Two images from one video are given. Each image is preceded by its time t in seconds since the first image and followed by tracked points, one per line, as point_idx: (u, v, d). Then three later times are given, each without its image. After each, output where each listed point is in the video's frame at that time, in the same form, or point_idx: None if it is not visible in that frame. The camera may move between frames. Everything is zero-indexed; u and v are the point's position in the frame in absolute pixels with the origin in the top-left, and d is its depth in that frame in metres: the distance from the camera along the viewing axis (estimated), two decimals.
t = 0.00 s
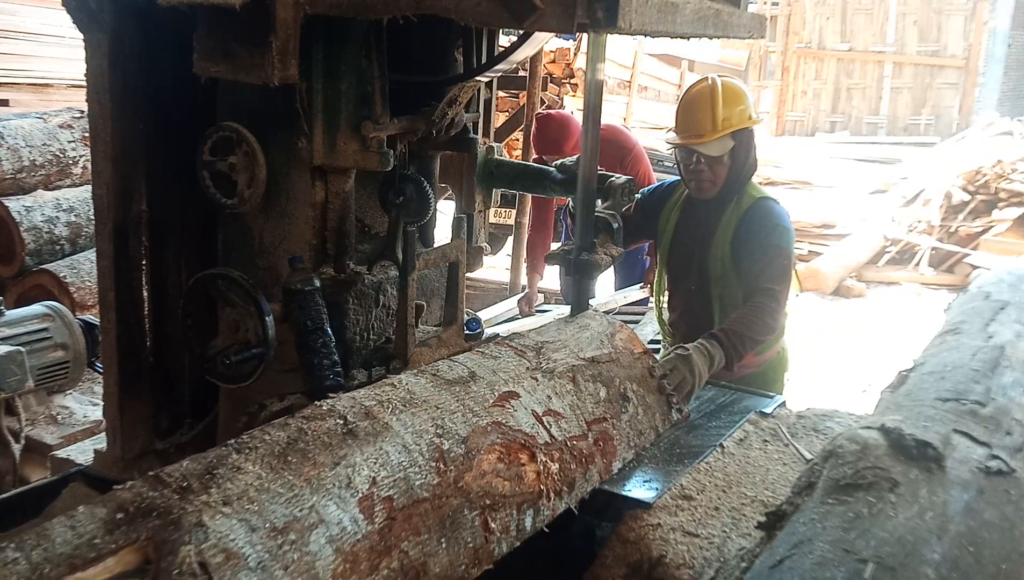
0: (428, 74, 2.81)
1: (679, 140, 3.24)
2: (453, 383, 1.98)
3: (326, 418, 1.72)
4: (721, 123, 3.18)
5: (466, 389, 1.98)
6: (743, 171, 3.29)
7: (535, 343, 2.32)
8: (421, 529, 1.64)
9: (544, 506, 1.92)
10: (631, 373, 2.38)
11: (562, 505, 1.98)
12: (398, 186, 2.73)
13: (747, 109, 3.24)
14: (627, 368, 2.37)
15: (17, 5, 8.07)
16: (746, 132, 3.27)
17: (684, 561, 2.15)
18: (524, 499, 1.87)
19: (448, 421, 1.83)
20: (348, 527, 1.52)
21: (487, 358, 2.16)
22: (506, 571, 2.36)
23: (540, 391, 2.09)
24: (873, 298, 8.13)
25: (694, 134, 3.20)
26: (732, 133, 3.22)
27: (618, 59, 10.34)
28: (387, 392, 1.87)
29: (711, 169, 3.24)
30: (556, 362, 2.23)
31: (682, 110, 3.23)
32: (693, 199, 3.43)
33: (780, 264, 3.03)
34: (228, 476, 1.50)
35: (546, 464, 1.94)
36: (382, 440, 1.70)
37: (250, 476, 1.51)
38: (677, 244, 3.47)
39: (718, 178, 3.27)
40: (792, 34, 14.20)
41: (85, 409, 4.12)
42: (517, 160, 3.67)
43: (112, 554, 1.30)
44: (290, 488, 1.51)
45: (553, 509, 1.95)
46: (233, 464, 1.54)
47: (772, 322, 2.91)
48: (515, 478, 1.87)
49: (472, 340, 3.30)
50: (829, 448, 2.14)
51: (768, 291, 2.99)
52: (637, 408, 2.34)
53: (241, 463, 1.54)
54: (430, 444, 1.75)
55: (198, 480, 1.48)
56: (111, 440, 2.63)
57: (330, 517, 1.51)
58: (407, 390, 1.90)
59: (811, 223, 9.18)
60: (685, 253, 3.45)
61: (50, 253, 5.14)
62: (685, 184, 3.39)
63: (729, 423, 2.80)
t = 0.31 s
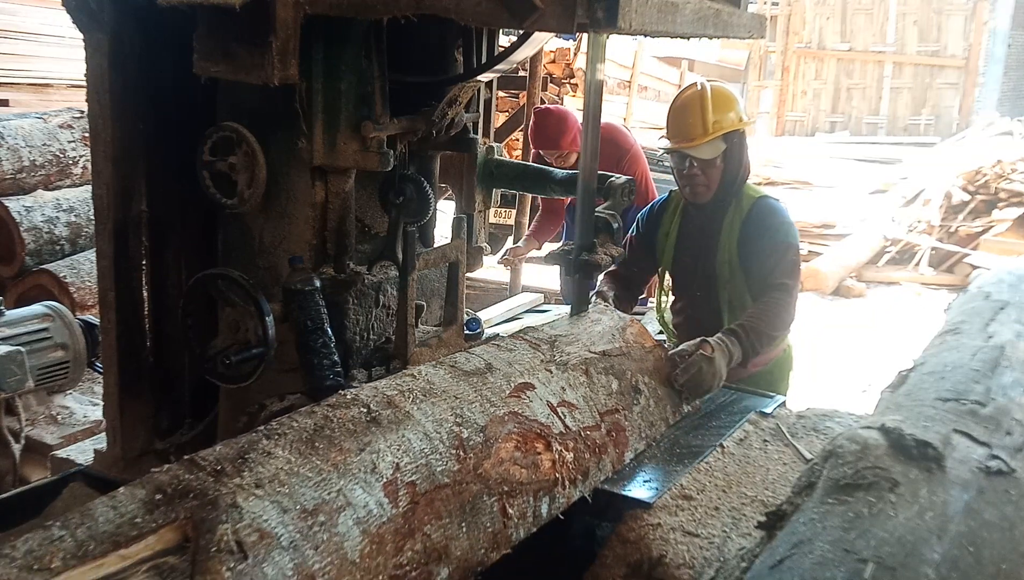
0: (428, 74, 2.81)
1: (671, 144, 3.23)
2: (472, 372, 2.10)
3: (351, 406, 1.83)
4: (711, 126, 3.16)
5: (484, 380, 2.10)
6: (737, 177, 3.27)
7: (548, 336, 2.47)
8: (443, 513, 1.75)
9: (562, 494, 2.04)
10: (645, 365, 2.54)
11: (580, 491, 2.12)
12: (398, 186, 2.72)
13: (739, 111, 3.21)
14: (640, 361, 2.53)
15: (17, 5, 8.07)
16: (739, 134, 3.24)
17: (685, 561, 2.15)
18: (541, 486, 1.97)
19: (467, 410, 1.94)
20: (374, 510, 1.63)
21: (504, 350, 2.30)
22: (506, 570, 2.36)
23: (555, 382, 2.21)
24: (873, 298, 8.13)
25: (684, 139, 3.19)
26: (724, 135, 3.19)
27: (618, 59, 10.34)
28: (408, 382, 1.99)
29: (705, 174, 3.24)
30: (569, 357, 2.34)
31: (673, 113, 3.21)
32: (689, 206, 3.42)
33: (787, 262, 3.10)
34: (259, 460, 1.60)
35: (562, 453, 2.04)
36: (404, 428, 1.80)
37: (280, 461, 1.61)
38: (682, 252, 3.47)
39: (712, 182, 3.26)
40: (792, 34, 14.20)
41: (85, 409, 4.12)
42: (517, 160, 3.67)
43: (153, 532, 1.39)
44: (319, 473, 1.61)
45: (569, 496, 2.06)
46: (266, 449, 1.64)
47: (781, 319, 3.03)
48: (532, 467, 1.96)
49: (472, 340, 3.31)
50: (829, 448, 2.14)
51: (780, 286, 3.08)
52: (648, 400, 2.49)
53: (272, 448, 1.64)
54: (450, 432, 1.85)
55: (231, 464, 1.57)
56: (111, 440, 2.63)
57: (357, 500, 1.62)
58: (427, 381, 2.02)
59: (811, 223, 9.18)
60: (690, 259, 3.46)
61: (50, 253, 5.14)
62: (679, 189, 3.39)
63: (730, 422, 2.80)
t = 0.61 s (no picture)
0: (428, 74, 2.81)
1: (666, 153, 3.23)
2: (492, 362, 2.22)
3: (378, 393, 1.93)
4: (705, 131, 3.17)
5: (504, 369, 2.21)
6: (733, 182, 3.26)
7: (565, 329, 2.59)
8: (467, 496, 1.86)
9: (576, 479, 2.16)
10: (659, 358, 2.70)
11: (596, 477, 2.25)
12: (398, 186, 2.72)
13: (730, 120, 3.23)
14: (653, 353, 2.69)
15: (17, 5, 8.07)
16: (731, 141, 3.26)
17: (685, 561, 2.15)
18: (558, 472, 2.09)
19: (488, 399, 2.06)
20: (403, 492, 1.73)
21: (521, 341, 2.41)
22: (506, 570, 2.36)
23: (572, 373, 2.34)
24: (873, 298, 8.12)
25: (679, 146, 3.19)
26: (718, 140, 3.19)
27: (618, 59, 10.34)
28: (432, 370, 2.11)
29: (700, 182, 3.24)
30: (585, 349, 2.49)
31: (666, 123, 3.22)
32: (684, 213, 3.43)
33: (781, 263, 3.08)
34: (293, 442, 1.70)
35: (577, 440, 2.18)
36: (429, 414, 1.91)
37: (314, 444, 1.71)
38: (684, 259, 3.47)
39: (707, 190, 3.26)
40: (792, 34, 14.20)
41: (85, 409, 4.12)
42: (518, 160, 3.67)
43: (198, 509, 1.50)
44: (350, 454, 1.72)
45: (585, 482, 2.18)
46: (298, 432, 1.74)
47: (775, 324, 3.02)
48: (551, 452, 2.10)
49: (472, 340, 3.31)
50: (829, 448, 2.14)
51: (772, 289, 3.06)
52: (661, 391, 2.61)
53: (305, 431, 1.74)
54: (472, 419, 1.97)
55: (268, 446, 1.67)
56: (111, 440, 2.63)
57: (386, 481, 1.72)
58: (449, 369, 2.13)
59: (811, 223, 9.18)
60: (692, 266, 3.46)
61: (50, 253, 5.14)
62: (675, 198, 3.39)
63: (729, 423, 2.79)
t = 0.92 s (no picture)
0: (428, 74, 2.81)
1: (664, 146, 3.23)
2: (512, 353, 2.29)
3: (405, 381, 1.99)
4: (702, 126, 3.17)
5: (524, 360, 2.30)
6: (731, 178, 3.26)
7: (580, 322, 2.70)
8: (492, 480, 1.93)
9: (593, 465, 2.25)
10: (671, 350, 2.78)
11: (609, 465, 2.33)
12: (398, 186, 2.72)
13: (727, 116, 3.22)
14: (665, 346, 2.77)
15: (17, 5, 8.08)
16: (728, 137, 3.25)
17: (685, 561, 2.15)
18: (577, 459, 2.18)
19: (509, 387, 2.13)
20: (432, 475, 1.80)
21: (540, 334, 2.51)
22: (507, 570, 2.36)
23: (589, 364, 2.44)
24: (873, 298, 8.13)
25: (675, 141, 3.19)
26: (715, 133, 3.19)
27: (618, 59, 10.33)
28: (455, 361, 2.18)
29: (697, 178, 3.23)
30: (599, 341, 2.58)
31: (663, 117, 3.22)
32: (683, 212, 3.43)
33: (787, 260, 3.15)
34: (327, 427, 1.75)
35: (593, 428, 2.27)
36: (454, 401, 1.97)
37: (347, 428, 1.76)
38: (681, 256, 3.45)
39: (705, 186, 3.26)
40: (792, 34, 14.20)
41: (85, 409, 4.12)
42: (518, 160, 3.67)
43: (242, 487, 1.55)
44: (382, 439, 1.77)
45: (602, 468, 2.29)
46: (330, 418, 1.79)
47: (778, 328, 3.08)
48: (569, 440, 2.18)
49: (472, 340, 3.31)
50: (829, 448, 2.14)
51: (778, 287, 3.15)
52: (672, 382, 2.70)
53: (338, 417, 1.80)
54: (495, 407, 2.04)
55: (304, 430, 1.72)
56: (111, 440, 2.63)
57: (416, 465, 1.78)
58: (472, 360, 2.21)
59: (811, 223, 9.18)
60: (688, 263, 3.44)
61: (50, 253, 5.14)
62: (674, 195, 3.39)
63: (730, 423, 2.79)
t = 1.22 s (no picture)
0: (428, 74, 2.81)
1: (669, 142, 3.24)
2: (536, 343, 2.38)
3: (436, 368, 2.08)
4: (704, 119, 3.17)
5: (547, 350, 2.38)
6: (736, 171, 3.27)
7: (599, 313, 2.73)
8: (520, 463, 2.02)
9: (612, 450, 2.35)
10: (686, 341, 2.86)
11: (628, 451, 2.42)
12: (398, 186, 2.72)
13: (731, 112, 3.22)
14: (680, 336, 2.84)
15: (17, 5, 8.08)
16: (732, 131, 3.25)
17: (684, 561, 2.15)
18: (598, 444, 2.28)
19: (533, 375, 2.22)
20: (464, 458, 1.88)
21: (561, 324, 2.57)
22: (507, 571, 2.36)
23: (608, 353, 2.51)
24: (873, 298, 8.13)
25: (678, 135, 3.21)
26: (717, 129, 3.19)
27: (618, 59, 10.33)
28: (482, 349, 2.26)
29: (701, 173, 3.24)
30: (617, 329, 2.66)
31: (667, 114, 3.25)
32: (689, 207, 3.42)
33: (796, 251, 3.17)
34: (366, 411, 1.83)
35: (613, 414, 2.36)
36: (483, 388, 2.06)
37: (384, 412, 1.84)
38: (686, 249, 3.44)
39: (709, 181, 3.27)
40: (792, 35, 14.20)
41: (85, 409, 4.12)
42: (518, 160, 3.67)
43: (291, 466, 1.63)
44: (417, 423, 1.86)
45: (622, 454, 2.39)
46: (367, 403, 1.88)
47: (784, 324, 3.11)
48: (591, 426, 2.28)
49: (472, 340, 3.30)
50: (828, 448, 2.14)
51: (788, 279, 3.18)
52: (688, 371, 2.79)
53: (375, 402, 1.88)
54: (521, 394, 2.13)
55: (345, 413, 1.81)
56: (111, 440, 2.63)
57: (450, 448, 1.86)
58: (497, 349, 2.29)
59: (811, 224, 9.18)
60: (693, 256, 3.43)
61: (50, 253, 5.14)
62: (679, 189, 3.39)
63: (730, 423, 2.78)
